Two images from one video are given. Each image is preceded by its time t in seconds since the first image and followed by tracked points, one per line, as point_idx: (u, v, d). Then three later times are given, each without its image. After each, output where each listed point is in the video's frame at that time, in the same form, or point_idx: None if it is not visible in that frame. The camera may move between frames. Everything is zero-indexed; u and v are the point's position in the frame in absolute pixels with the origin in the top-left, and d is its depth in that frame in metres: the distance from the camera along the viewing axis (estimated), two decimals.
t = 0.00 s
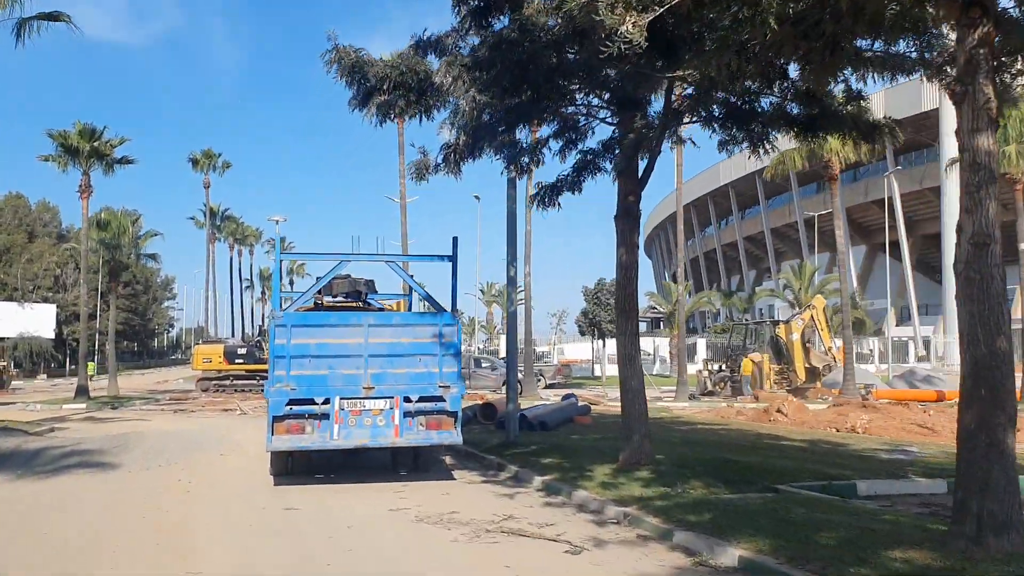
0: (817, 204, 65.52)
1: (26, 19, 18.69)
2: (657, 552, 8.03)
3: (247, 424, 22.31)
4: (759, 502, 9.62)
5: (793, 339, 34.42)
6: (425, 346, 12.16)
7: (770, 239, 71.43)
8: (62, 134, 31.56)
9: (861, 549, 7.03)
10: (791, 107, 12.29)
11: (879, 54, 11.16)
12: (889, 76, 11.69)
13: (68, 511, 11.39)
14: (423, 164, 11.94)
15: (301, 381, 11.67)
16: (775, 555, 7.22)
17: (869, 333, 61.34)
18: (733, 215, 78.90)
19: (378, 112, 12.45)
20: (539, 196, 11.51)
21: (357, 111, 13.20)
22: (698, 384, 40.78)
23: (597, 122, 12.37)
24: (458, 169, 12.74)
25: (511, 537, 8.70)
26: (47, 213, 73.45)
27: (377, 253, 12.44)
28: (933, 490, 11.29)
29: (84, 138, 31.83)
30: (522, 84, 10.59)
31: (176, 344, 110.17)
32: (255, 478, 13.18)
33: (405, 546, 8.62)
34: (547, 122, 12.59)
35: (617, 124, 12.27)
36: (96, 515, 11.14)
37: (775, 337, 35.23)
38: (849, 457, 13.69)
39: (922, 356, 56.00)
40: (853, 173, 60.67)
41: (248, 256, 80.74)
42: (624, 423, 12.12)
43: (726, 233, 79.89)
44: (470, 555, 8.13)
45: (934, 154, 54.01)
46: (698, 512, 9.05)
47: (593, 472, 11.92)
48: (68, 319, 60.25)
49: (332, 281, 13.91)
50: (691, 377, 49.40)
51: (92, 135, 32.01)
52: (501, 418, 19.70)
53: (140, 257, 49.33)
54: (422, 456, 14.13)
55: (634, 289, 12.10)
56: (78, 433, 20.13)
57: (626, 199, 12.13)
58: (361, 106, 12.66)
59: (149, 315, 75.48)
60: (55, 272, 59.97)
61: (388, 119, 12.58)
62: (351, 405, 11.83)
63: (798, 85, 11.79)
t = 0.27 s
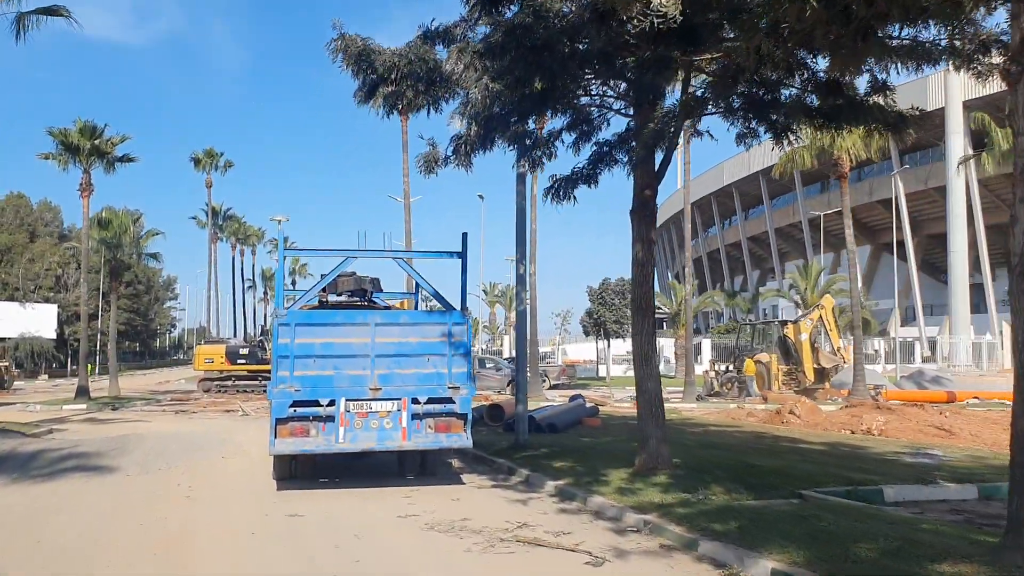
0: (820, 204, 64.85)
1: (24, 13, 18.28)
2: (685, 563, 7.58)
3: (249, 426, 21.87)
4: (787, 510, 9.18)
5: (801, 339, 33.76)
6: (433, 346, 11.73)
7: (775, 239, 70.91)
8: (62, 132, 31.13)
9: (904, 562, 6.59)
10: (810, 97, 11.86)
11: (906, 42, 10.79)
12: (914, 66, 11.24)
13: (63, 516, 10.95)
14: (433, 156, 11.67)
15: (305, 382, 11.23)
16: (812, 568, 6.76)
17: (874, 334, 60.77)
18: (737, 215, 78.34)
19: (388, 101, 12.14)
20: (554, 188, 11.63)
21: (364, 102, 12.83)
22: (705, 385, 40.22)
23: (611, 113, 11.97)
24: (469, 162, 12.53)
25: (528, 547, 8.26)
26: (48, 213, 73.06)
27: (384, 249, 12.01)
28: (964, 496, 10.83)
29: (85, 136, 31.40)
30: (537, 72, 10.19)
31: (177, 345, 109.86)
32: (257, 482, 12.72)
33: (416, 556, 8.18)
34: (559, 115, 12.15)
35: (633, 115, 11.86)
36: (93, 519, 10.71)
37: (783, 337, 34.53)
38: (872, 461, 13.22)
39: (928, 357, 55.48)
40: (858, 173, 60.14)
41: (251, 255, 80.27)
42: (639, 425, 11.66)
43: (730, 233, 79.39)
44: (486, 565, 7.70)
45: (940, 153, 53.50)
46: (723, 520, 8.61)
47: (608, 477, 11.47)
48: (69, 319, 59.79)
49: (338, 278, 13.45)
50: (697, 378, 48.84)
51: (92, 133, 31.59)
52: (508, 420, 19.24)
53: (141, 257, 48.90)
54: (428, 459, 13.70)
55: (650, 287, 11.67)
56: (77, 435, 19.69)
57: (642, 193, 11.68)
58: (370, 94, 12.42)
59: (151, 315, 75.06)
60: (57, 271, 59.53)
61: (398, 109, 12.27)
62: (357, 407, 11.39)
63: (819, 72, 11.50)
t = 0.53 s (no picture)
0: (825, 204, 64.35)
1: (26, 8, 17.98)
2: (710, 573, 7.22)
3: (253, 428, 21.53)
4: (812, 516, 8.81)
5: (809, 339, 33.20)
6: (443, 346, 11.38)
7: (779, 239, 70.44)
8: (64, 130, 30.80)
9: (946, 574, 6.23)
10: (831, 89, 11.42)
11: (933, 31, 10.38)
12: (939, 55, 10.78)
13: (62, 520, 10.60)
14: (442, 150, 11.75)
15: (310, 383, 10.87)
16: None
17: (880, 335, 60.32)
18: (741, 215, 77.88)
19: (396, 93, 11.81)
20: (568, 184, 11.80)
21: (370, 95, 12.51)
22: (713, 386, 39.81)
23: (626, 104, 11.63)
24: (480, 155, 12.37)
25: (543, 555, 7.90)
26: (51, 213, 72.80)
27: (392, 247, 11.66)
28: (993, 500, 10.45)
29: (87, 134, 31.07)
30: (552, 59, 9.83)
31: (181, 345, 109.59)
32: (262, 486, 12.36)
33: (428, 565, 7.82)
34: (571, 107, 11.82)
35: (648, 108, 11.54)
36: (91, 524, 10.35)
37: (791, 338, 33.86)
38: (893, 464, 12.84)
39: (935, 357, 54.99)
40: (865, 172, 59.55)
41: (254, 256, 79.95)
42: (655, 428, 11.27)
43: (735, 233, 78.96)
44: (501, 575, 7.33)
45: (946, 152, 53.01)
46: (747, 528, 8.24)
47: (623, 482, 11.11)
48: (72, 320, 59.48)
49: (343, 277, 13.06)
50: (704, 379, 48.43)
51: (95, 131, 31.27)
52: (516, 421, 18.88)
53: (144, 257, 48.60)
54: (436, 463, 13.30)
55: (666, 285, 11.28)
56: (77, 437, 19.36)
57: (658, 187, 11.30)
58: (378, 87, 12.07)
59: (154, 315, 74.76)
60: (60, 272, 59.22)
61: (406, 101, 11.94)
62: (364, 409, 11.00)
63: (839, 63, 11.12)
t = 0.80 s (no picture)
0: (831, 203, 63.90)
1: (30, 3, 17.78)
2: None
3: (258, 428, 21.29)
4: (835, 520, 8.51)
5: (818, 339, 32.74)
6: (452, 345, 11.11)
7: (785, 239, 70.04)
8: (68, 128, 30.60)
9: None
10: (848, 83, 11.15)
11: (957, 22, 10.11)
12: (962, 47, 10.47)
13: (62, 522, 10.36)
14: (452, 143, 11.59)
15: (316, 382, 10.61)
16: None
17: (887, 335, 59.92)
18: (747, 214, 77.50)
19: (403, 86, 11.55)
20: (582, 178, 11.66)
21: (377, 88, 12.25)
22: (721, 386, 39.49)
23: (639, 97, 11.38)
24: (492, 148, 12.09)
25: (558, 562, 7.63)
26: (56, 212, 72.68)
27: (400, 243, 11.40)
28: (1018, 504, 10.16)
29: (91, 132, 30.87)
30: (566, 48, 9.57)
31: (186, 345, 109.55)
32: (267, 488, 12.10)
33: (438, 572, 7.54)
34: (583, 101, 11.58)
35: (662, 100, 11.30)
36: (92, 527, 10.10)
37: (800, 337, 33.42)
38: (911, 466, 12.54)
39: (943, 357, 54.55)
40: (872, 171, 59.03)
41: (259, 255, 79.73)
42: (670, 429, 10.98)
43: (741, 232, 78.52)
44: None
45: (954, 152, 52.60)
46: (769, 532, 7.96)
47: (637, 484, 10.85)
48: (77, 319, 59.32)
49: (350, 275, 12.89)
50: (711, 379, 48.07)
51: (99, 129, 31.07)
52: (524, 421, 18.60)
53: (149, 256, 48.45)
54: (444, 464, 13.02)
55: (680, 283, 10.99)
56: (81, 437, 19.15)
57: (672, 183, 11.02)
58: (385, 80, 11.79)
59: (159, 315, 74.63)
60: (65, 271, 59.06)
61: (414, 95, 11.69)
62: (372, 409, 10.73)
63: (858, 55, 10.83)
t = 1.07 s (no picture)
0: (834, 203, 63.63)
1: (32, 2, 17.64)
2: None
3: (261, 429, 21.15)
4: (850, 524, 8.32)
5: (823, 340, 32.40)
6: (457, 345, 10.94)
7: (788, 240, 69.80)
8: (70, 128, 30.47)
9: None
10: (859, 80, 10.94)
11: (972, 16, 9.91)
12: (976, 43, 10.27)
13: (62, 525, 10.20)
14: (458, 141, 11.41)
15: (320, 384, 10.45)
16: None
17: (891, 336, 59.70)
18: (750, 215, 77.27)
19: (408, 83, 11.38)
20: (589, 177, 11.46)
21: (381, 85, 12.08)
22: (725, 387, 39.31)
23: (647, 95, 11.23)
24: (498, 145, 11.92)
25: (567, 568, 7.45)
26: (58, 213, 72.61)
27: (405, 242, 11.22)
28: None
29: (93, 132, 30.73)
30: (573, 44, 9.39)
31: (188, 346, 109.47)
32: (270, 491, 11.94)
33: None
34: (591, 98, 11.42)
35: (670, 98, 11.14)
36: (92, 530, 9.94)
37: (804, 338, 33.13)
38: (923, 468, 12.35)
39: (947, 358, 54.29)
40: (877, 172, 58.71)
41: (261, 255, 79.65)
42: (679, 431, 10.80)
43: (744, 233, 78.28)
44: None
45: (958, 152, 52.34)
46: (783, 537, 7.77)
47: (646, 487, 10.67)
48: (79, 320, 59.20)
49: (354, 275, 12.73)
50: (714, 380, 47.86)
51: (101, 129, 30.93)
52: (529, 423, 18.43)
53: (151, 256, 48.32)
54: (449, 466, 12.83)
55: (690, 283, 10.82)
56: (82, 438, 19.02)
57: (681, 181, 10.82)
58: (390, 77, 11.62)
59: (161, 315, 74.60)
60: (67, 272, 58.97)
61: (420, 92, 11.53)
62: (377, 411, 10.57)
63: (869, 51, 10.63)
